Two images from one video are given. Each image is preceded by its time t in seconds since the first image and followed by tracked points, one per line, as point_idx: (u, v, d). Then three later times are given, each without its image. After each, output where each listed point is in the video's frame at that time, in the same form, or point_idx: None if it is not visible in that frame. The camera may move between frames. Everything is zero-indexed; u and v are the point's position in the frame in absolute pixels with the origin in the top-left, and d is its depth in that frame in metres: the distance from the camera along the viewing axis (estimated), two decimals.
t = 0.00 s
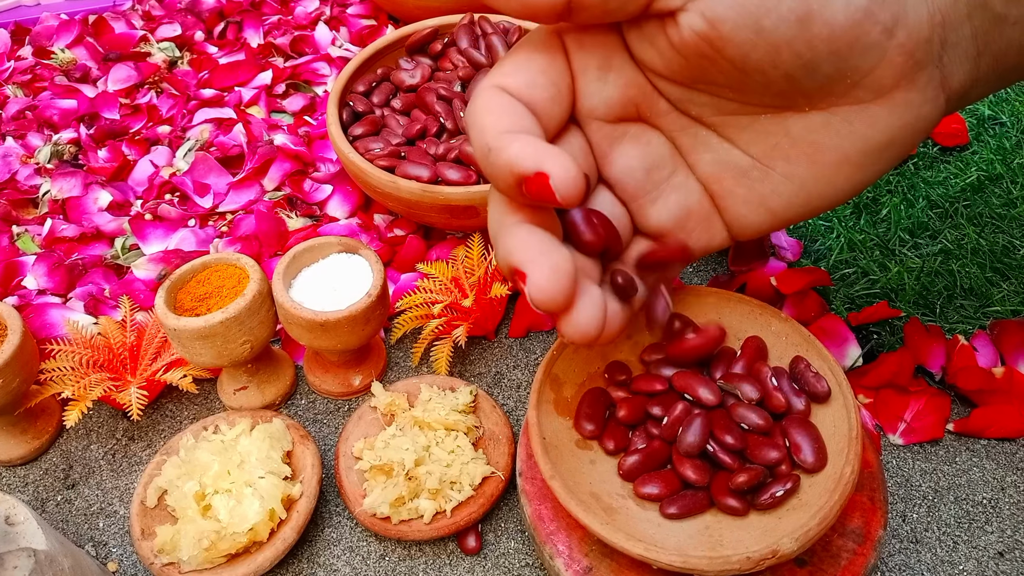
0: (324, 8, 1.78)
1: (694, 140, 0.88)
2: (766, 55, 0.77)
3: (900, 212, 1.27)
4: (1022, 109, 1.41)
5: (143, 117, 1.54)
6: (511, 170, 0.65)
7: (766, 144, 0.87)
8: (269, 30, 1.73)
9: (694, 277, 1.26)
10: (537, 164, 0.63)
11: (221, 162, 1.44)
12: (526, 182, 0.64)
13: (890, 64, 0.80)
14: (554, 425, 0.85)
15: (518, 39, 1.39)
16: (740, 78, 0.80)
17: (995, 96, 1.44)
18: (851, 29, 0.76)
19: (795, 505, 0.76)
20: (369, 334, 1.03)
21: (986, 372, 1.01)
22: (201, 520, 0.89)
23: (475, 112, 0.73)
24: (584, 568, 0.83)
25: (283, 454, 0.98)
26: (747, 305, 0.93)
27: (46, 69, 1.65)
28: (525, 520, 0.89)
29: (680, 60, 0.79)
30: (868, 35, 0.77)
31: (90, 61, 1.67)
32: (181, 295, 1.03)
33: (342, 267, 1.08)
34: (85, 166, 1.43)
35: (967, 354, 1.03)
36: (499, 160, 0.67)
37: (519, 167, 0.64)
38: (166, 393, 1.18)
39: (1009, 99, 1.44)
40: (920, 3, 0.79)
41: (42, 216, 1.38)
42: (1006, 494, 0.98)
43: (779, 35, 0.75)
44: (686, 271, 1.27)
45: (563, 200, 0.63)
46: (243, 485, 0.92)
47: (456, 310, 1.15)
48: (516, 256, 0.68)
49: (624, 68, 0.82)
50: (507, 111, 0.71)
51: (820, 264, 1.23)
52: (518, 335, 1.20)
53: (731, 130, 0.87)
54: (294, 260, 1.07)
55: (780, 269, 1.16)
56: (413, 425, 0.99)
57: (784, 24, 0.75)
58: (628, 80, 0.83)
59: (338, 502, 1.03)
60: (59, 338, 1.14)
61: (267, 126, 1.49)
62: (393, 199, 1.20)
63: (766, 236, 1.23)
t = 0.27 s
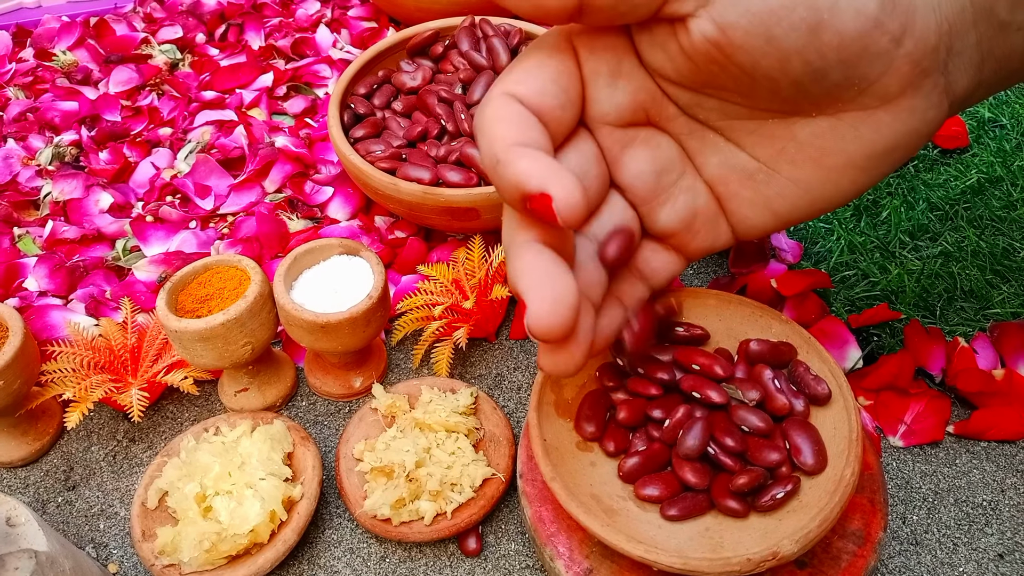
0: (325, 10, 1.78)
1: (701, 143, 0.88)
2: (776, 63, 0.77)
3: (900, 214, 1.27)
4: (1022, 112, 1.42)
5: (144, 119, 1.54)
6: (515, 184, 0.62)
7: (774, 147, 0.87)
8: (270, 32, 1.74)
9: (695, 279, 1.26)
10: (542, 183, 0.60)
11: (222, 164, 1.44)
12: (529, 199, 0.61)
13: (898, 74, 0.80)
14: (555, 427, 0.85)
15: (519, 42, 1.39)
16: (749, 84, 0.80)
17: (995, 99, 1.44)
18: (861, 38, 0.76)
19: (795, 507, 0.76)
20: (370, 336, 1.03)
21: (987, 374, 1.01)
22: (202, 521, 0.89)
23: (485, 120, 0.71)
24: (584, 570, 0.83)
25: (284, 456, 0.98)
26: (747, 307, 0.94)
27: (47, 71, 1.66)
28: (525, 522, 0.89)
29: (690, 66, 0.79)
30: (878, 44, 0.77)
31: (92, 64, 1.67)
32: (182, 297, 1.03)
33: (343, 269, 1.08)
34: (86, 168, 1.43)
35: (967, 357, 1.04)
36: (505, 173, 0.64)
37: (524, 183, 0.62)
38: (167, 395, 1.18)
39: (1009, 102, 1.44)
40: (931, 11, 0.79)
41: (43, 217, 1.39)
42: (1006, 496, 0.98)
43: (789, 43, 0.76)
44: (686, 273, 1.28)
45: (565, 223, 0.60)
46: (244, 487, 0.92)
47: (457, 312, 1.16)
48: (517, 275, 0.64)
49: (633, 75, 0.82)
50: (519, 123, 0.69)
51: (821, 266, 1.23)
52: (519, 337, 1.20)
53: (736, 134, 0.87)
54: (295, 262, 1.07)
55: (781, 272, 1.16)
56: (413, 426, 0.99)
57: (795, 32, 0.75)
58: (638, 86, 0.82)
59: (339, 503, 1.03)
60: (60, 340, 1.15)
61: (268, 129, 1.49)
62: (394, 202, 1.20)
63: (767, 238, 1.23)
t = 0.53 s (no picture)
0: (322, 12, 1.78)
1: (704, 137, 0.88)
2: (783, 58, 0.77)
3: (897, 215, 1.27)
4: (1018, 114, 1.42)
5: (142, 121, 1.54)
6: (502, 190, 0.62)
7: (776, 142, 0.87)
8: (267, 33, 1.73)
9: (692, 280, 1.27)
10: (524, 194, 0.60)
11: (219, 166, 1.44)
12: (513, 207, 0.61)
13: (904, 68, 0.81)
14: (553, 428, 0.85)
15: (517, 44, 1.40)
16: (756, 78, 0.80)
17: (991, 101, 1.45)
18: (869, 33, 0.77)
19: (792, 508, 0.76)
20: (368, 337, 1.03)
21: (983, 376, 1.01)
22: (200, 523, 0.89)
23: (486, 113, 0.71)
24: (582, 571, 0.83)
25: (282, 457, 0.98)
26: (745, 308, 0.94)
27: (44, 72, 1.66)
28: (523, 523, 0.89)
29: (696, 58, 0.78)
30: (884, 41, 0.78)
31: (89, 65, 1.67)
32: (179, 298, 1.03)
33: (341, 270, 1.08)
34: (84, 169, 1.43)
35: (963, 358, 1.04)
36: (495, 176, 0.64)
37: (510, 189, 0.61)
38: (164, 396, 1.18)
39: (1005, 103, 1.45)
40: (934, 9, 0.79)
41: (40, 218, 1.38)
42: (1003, 497, 0.98)
43: (798, 39, 0.76)
44: (684, 274, 1.28)
45: (541, 235, 0.59)
46: (241, 488, 0.92)
47: (455, 313, 1.16)
48: (501, 279, 0.64)
49: (638, 69, 0.81)
50: (517, 123, 0.68)
51: (818, 268, 1.23)
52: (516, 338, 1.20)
53: (740, 128, 0.87)
54: (293, 263, 1.07)
55: (778, 273, 1.17)
56: (411, 427, 0.99)
57: (804, 27, 0.75)
58: (642, 81, 0.82)
59: (336, 505, 1.03)
60: (57, 341, 1.14)
61: (266, 130, 1.49)
62: (392, 203, 1.20)
63: (764, 239, 1.23)
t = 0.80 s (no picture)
0: (322, 8, 1.78)
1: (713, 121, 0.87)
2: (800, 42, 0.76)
3: (899, 212, 1.27)
4: (1021, 109, 1.42)
5: (142, 118, 1.54)
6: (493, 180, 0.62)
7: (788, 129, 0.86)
8: (267, 30, 1.72)
9: (694, 277, 1.26)
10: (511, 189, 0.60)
11: (220, 163, 1.44)
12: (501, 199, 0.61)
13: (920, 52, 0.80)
14: (555, 425, 0.86)
15: (518, 40, 1.39)
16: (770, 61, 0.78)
17: (994, 96, 1.45)
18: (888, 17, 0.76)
19: (795, 505, 0.76)
20: (369, 334, 1.03)
21: (986, 372, 1.01)
22: (201, 520, 0.89)
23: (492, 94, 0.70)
24: (584, 568, 0.83)
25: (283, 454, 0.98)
26: (748, 305, 0.94)
27: (44, 69, 1.65)
28: (525, 520, 0.89)
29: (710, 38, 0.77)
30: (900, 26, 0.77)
31: (89, 62, 1.67)
32: (180, 296, 1.02)
33: (342, 267, 1.08)
34: (84, 166, 1.43)
35: (966, 355, 1.03)
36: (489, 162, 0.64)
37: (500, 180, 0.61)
38: (165, 393, 1.18)
39: (1007, 99, 1.44)
40: None
41: (40, 216, 1.38)
42: (1006, 493, 0.98)
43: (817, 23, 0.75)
44: (686, 270, 1.27)
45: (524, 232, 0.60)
46: (242, 486, 0.92)
47: (456, 310, 1.15)
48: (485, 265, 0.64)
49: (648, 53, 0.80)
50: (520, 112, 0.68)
51: (820, 264, 1.22)
52: (518, 335, 1.20)
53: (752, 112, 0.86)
54: (294, 260, 1.07)
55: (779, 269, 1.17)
56: (412, 425, 0.99)
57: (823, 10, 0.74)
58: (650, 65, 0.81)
59: (338, 502, 1.03)
60: (58, 338, 1.14)
61: (266, 126, 1.49)
62: (393, 200, 1.20)
63: (767, 235, 1.23)
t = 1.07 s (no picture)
0: (322, 11, 1.78)
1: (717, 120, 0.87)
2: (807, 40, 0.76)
3: (898, 214, 1.27)
4: (1019, 112, 1.42)
5: (142, 120, 1.54)
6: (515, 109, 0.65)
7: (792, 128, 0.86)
8: (267, 32, 1.73)
9: (694, 279, 1.27)
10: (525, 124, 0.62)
11: (220, 165, 1.44)
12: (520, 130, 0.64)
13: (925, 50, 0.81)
14: (555, 427, 0.86)
15: (518, 43, 1.40)
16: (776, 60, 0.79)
17: (992, 99, 1.45)
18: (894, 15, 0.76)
19: (795, 508, 0.76)
20: (369, 336, 1.03)
21: (985, 374, 1.01)
22: (201, 522, 0.89)
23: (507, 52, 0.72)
24: (584, 570, 0.83)
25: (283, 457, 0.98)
26: (747, 306, 0.94)
27: (44, 72, 1.65)
28: (525, 522, 0.89)
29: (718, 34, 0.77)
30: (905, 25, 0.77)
31: (89, 64, 1.67)
32: (180, 298, 1.03)
33: (342, 269, 1.08)
34: (84, 169, 1.43)
35: (965, 357, 1.03)
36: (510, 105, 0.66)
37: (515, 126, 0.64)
38: (165, 396, 1.18)
39: (1006, 101, 1.45)
40: None
41: (40, 218, 1.38)
42: (1005, 495, 0.98)
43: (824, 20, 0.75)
44: (685, 272, 1.28)
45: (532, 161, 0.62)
46: (242, 488, 0.92)
47: (456, 312, 1.15)
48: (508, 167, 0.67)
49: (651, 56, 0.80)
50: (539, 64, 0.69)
51: (820, 266, 1.22)
52: (518, 338, 1.20)
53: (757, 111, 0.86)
54: (294, 262, 1.07)
55: (779, 272, 1.17)
56: (412, 427, 0.99)
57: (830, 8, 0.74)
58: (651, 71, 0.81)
59: (338, 504, 1.03)
60: (58, 341, 1.14)
61: (266, 129, 1.49)
62: (393, 202, 1.20)
63: (766, 237, 1.23)
